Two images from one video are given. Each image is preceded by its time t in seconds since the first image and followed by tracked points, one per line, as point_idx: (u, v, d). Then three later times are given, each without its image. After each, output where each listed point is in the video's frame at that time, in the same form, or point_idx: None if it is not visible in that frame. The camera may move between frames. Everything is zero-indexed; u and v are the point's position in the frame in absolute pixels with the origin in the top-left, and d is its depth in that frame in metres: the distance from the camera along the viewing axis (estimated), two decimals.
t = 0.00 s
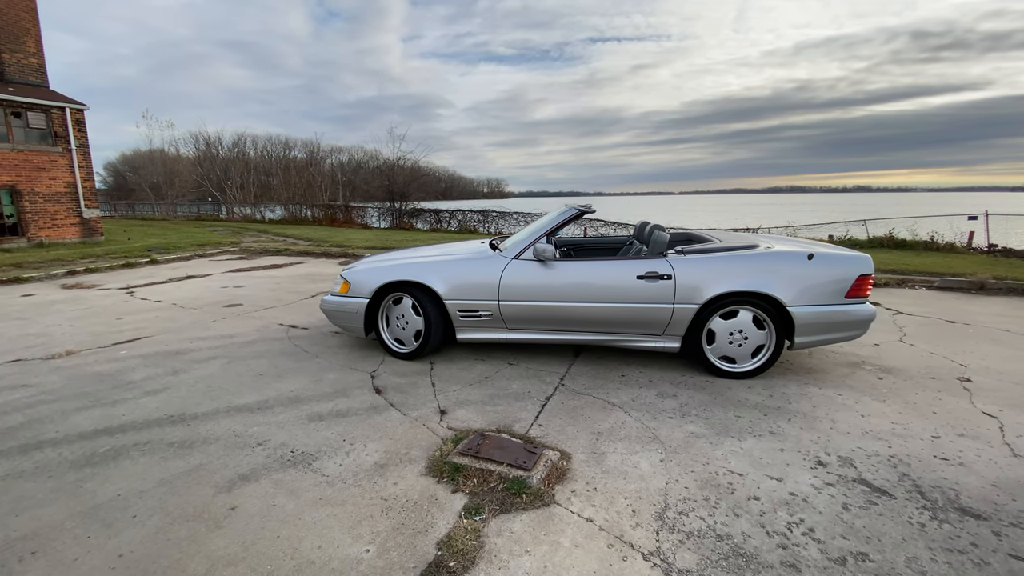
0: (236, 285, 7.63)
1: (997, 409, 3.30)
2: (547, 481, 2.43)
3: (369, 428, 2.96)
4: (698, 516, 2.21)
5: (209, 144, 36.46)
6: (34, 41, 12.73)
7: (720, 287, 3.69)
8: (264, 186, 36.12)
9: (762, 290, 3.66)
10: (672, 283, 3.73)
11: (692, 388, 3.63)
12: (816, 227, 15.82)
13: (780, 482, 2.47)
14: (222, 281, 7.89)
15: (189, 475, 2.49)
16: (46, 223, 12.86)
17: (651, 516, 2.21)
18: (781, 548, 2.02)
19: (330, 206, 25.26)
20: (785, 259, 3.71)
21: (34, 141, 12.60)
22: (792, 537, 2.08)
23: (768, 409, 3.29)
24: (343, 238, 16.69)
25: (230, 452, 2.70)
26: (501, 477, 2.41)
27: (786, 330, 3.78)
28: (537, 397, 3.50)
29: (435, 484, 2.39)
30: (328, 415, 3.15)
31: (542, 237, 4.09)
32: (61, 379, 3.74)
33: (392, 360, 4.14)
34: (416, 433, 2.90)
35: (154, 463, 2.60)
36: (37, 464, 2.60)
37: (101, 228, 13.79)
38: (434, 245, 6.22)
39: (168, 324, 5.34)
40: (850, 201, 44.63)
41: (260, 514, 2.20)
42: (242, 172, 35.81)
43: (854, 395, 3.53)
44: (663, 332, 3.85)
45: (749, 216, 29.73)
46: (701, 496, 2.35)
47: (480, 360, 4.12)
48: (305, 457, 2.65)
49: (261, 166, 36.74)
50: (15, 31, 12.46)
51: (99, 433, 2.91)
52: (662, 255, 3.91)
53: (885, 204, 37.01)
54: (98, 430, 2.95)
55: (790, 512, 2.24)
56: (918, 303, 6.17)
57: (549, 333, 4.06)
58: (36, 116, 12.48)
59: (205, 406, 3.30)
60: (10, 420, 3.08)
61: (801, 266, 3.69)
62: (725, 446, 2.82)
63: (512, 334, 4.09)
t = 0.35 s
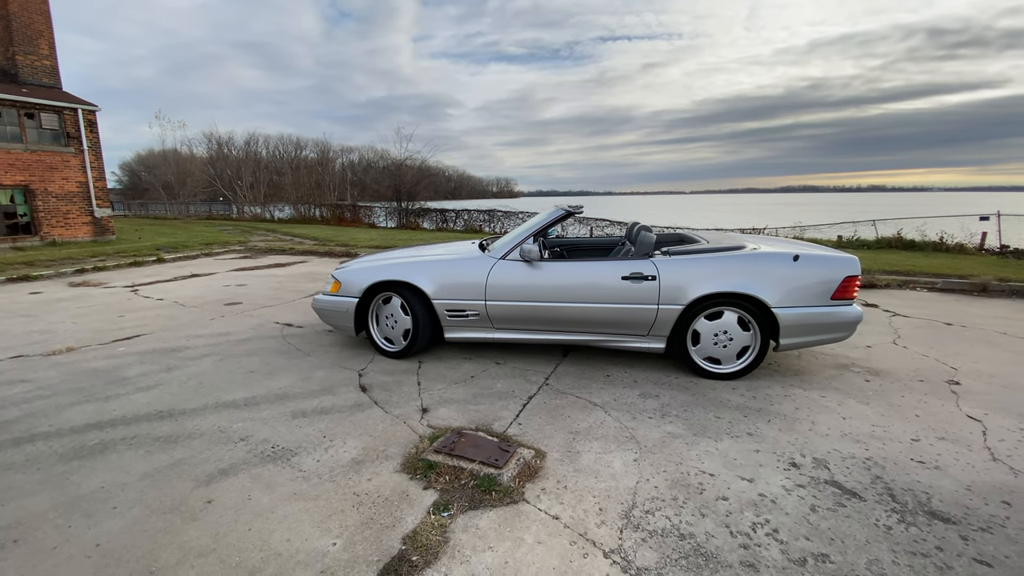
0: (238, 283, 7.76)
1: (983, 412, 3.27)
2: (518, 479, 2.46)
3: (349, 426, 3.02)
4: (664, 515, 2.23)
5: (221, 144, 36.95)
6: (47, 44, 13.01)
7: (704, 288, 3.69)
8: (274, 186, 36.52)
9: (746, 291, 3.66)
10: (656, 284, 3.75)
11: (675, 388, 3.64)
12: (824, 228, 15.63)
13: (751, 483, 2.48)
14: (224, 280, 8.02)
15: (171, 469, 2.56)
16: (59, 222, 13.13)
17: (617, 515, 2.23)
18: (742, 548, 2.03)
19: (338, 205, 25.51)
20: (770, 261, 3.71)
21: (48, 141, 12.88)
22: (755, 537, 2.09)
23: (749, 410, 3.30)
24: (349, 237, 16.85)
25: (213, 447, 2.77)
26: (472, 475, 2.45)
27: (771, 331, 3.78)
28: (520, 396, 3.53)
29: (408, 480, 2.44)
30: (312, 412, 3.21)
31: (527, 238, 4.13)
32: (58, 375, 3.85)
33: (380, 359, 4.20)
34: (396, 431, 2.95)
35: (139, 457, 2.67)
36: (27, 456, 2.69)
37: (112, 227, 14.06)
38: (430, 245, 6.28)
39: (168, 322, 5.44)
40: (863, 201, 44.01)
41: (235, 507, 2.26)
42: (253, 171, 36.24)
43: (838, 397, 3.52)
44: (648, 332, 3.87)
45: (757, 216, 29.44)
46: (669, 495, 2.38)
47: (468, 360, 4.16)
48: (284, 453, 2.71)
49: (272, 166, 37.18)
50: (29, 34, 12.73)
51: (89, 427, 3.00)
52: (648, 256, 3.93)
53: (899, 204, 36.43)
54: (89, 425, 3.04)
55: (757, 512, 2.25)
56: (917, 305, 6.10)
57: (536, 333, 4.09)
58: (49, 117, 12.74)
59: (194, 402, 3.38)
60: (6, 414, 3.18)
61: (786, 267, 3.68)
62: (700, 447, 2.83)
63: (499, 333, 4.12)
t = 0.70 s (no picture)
0: (241, 281, 7.86)
1: (977, 415, 3.20)
2: (496, 476, 2.47)
3: (335, 422, 3.05)
4: (639, 514, 2.23)
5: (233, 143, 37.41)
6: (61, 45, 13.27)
7: (695, 288, 3.68)
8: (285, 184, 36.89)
9: (737, 291, 3.63)
10: (647, 283, 3.74)
11: (664, 388, 3.63)
12: (834, 228, 15.39)
13: (731, 484, 2.47)
14: (228, 277, 8.14)
15: (158, 462, 2.61)
16: (73, 220, 13.40)
17: (592, 514, 2.24)
18: (714, 549, 2.02)
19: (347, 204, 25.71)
20: (762, 261, 3.68)
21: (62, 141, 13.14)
22: (729, 538, 2.08)
23: (737, 411, 3.28)
24: (356, 235, 16.98)
25: (201, 441, 2.82)
26: (451, 471, 2.47)
27: (762, 332, 3.75)
28: (508, 395, 3.54)
29: (387, 477, 2.46)
30: (300, 408, 3.25)
31: (519, 238, 4.13)
32: (59, 369, 3.94)
33: (373, 356, 4.23)
34: (381, 428, 2.98)
35: (128, 450, 2.73)
36: (21, 447, 2.76)
37: (124, 225, 14.32)
38: (429, 243, 6.31)
39: (170, 319, 5.54)
40: (877, 201, 43.29)
41: (216, 500, 2.30)
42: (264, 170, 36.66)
43: (829, 398, 3.48)
44: (639, 332, 3.86)
45: (768, 216, 29.10)
46: (647, 495, 2.37)
47: (459, 358, 4.18)
48: (269, 448, 2.76)
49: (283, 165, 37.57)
50: (43, 36, 13.00)
51: (83, 420, 3.06)
52: (639, 256, 3.92)
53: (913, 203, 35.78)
54: (83, 418, 3.10)
55: (733, 513, 2.24)
56: (921, 306, 6.00)
57: (527, 332, 4.09)
58: (63, 117, 13.01)
59: (187, 397, 3.44)
60: (5, 407, 3.26)
61: (779, 267, 3.65)
62: (683, 447, 2.82)
63: (490, 332, 4.13)
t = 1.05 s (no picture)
0: (247, 279, 7.95)
1: (979, 420, 3.11)
2: (477, 475, 2.46)
3: (323, 419, 3.06)
4: (619, 516, 2.20)
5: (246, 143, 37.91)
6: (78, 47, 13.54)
7: (689, 288, 3.63)
8: (297, 184, 37.28)
9: (732, 291, 3.58)
10: (640, 282, 3.70)
11: (657, 389, 3.59)
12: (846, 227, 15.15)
13: (715, 486, 2.43)
14: (234, 275, 8.24)
15: (146, 456, 2.63)
16: (88, 218, 13.67)
17: (571, 515, 2.21)
18: (692, 553, 1.98)
19: (357, 203, 25.89)
20: (758, 260, 3.62)
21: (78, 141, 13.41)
22: (708, 542, 2.04)
23: (729, 412, 3.23)
24: (364, 234, 17.10)
25: (189, 437, 2.84)
26: (432, 470, 2.46)
27: (758, 332, 3.69)
28: (498, 394, 3.52)
29: (369, 474, 2.47)
30: (290, 405, 3.28)
31: (514, 236, 4.12)
32: (60, 364, 4.01)
33: (367, 354, 4.25)
34: (368, 425, 2.98)
35: (118, 444, 2.76)
36: (15, 439, 2.80)
37: (138, 223, 14.57)
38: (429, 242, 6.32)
39: (173, 315, 5.62)
40: (894, 200, 42.47)
41: (198, 495, 2.31)
42: (277, 170, 37.09)
43: (825, 401, 3.41)
44: (632, 332, 3.82)
45: (781, 215, 28.69)
46: (628, 496, 2.34)
47: (453, 356, 4.17)
48: (255, 444, 2.77)
49: (295, 164, 37.98)
50: (60, 38, 13.30)
51: (77, 414, 3.11)
52: (634, 255, 3.88)
53: (932, 203, 35.01)
54: (78, 412, 3.15)
55: (715, 517, 2.20)
56: (930, 307, 5.86)
57: (521, 331, 4.07)
58: (78, 117, 13.27)
59: (181, 392, 3.48)
60: (4, 400, 3.32)
61: (775, 267, 3.59)
62: (670, 448, 2.78)
63: (484, 330, 4.12)
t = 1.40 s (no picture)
0: (257, 277, 8.09)
1: (983, 427, 3.01)
2: (461, 475, 2.47)
3: (316, 417, 3.11)
4: (599, 519, 2.19)
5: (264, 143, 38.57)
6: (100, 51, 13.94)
7: (685, 289, 3.60)
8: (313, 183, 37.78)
9: (729, 293, 3.54)
10: (636, 283, 3.68)
11: (652, 391, 3.56)
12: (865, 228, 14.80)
13: (701, 491, 2.40)
14: (246, 273, 8.41)
15: (143, 450, 2.69)
16: (109, 217, 14.04)
17: (551, 517, 2.21)
18: (669, 557, 1.97)
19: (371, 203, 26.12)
20: (755, 262, 3.57)
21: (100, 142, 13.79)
22: (687, 547, 2.03)
23: (723, 416, 3.19)
24: (376, 234, 17.25)
25: (186, 432, 2.90)
26: (417, 469, 2.48)
27: (756, 335, 3.64)
28: (492, 394, 3.53)
29: (355, 472, 2.50)
30: (286, 403, 3.33)
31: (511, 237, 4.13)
32: (70, 359, 4.12)
33: (366, 353, 4.29)
34: (359, 424, 3.02)
35: (117, 438, 2.83)
36: (21, 430, 2.89)
37: (157, 222, 14.92)
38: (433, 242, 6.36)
39: (182, 313, 5.75)
40: (919, 200, 41.32)
41: (189, 489, 2.37)
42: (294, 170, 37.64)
43: (823, 405, 3.35)
44: (628, 333, 3.80)
45: (799, 215, 28.14)
46: (611, 499, 2.33)
47: (450, 356, 4.19)
48: (249, 440, 2.82)
49: (312, 164, 38.50)
50: (84, 42, 13.71)
51: (82, 408, 3.19)
52: (630, 256, 3.86)
53: (958, 202, 33.97)
54: (83, 406, 3.24)
55: (697, 522, 2.18)
56: (944, 310, 5.69)
57: (518, 331, 4.08)
58: (101, 119, 13.65)
59: (183, 388, 3.55)
60: (15, 392, 3.43)
61: (773, 268, 3.54)
62: (659, 451, 2.77)
63: (481, 330, 4.14)
